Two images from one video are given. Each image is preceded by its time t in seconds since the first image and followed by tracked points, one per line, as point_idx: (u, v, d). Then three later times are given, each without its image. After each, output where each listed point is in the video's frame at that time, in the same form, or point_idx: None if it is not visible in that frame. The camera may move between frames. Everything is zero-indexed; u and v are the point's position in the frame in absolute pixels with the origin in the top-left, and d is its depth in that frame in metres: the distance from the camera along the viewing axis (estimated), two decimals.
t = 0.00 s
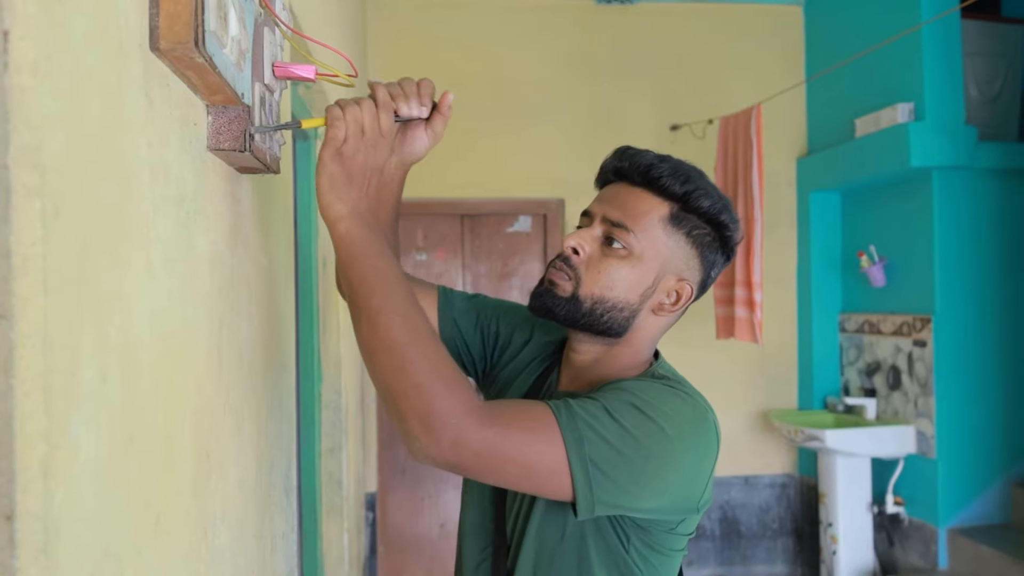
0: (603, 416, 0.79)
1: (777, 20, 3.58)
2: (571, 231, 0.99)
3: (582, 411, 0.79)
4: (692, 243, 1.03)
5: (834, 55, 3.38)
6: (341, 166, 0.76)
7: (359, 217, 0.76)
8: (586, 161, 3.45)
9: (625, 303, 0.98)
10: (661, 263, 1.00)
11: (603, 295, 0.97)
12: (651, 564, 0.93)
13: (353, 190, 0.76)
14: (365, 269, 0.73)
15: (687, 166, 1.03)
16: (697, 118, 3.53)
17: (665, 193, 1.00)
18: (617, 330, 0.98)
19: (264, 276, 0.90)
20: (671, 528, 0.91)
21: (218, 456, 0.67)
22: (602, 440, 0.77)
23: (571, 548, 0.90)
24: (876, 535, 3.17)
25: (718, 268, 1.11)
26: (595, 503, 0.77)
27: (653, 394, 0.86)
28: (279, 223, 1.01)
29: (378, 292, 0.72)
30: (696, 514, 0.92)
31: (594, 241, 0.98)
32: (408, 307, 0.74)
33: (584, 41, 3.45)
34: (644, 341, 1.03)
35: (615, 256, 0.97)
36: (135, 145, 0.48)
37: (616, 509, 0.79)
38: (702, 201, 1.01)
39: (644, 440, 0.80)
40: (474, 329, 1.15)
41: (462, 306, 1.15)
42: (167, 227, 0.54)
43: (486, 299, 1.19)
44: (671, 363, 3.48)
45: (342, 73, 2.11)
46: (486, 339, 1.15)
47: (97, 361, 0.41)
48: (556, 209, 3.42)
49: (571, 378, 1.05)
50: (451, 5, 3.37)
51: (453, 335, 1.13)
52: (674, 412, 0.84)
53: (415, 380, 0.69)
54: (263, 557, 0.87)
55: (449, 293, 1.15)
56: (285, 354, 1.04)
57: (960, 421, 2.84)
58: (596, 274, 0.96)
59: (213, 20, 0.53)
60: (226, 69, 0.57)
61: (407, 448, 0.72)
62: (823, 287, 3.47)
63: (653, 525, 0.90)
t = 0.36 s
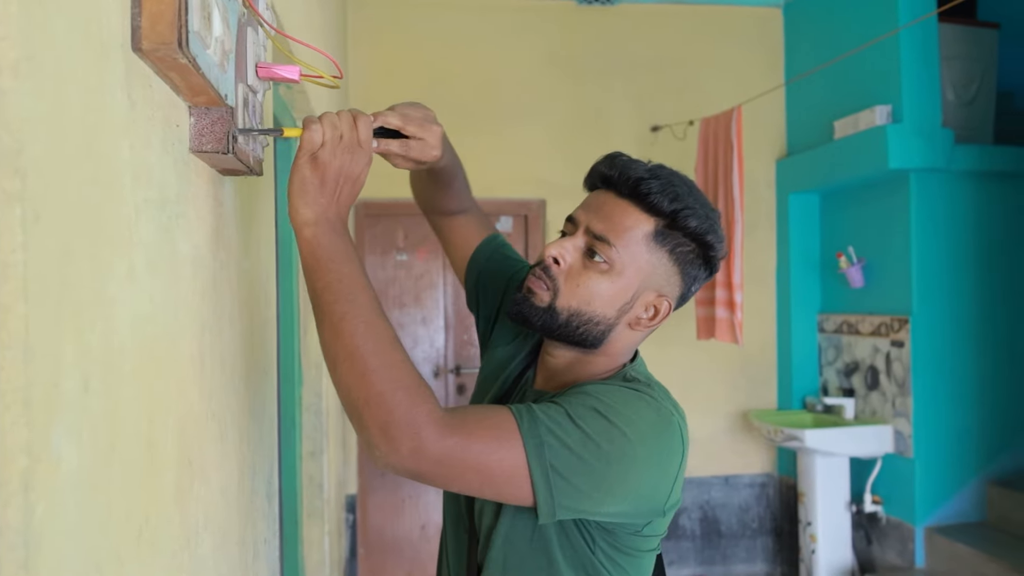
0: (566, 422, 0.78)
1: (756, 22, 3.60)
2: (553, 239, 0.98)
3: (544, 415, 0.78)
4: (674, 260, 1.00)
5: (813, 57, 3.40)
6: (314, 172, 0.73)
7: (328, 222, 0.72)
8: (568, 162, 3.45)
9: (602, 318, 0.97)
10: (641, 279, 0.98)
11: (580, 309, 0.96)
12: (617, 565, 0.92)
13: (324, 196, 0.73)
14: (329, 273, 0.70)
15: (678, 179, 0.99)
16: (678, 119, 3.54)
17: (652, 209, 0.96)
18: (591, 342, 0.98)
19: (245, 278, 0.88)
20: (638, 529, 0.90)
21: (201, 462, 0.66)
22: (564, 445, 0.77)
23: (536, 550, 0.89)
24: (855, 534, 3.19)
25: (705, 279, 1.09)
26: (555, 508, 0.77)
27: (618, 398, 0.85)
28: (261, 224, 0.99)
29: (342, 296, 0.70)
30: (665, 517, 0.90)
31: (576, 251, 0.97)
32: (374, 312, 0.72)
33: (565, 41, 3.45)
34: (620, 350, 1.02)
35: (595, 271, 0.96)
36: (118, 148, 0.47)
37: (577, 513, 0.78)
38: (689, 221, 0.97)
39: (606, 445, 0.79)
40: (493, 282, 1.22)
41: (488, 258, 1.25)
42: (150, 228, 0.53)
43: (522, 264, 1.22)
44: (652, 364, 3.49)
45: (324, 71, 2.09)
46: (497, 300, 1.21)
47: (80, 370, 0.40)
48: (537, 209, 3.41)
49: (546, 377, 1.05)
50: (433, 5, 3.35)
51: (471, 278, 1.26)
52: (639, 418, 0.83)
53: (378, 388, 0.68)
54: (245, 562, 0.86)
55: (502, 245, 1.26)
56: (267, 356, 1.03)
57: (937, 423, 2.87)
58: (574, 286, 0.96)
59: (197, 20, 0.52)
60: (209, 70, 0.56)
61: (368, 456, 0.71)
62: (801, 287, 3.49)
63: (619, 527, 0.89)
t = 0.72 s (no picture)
0: (568, 426, 0.77)
1: (737, 24, 3.62)
2: (557, 253, 0.97)
3: (547, 419, 0.77)
4: (680, 273, 1.00)
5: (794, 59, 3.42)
6: (312, 170, 0.71)
7: (329, 217, 0.71)
8: (550, 163, 3.44)
9: (607, 334, 0.97)
10: (645, 293, 0.98)
11: (583, 325, 0.96)
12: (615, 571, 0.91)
13: (324, 190, 0.72)
14: (330, 268, 0.69)
15: (687, 193, 0.97)
16: (660, 120, 3.54)
17: (658, 225, 0.95)
18: (595, 356, 0.98)
19: (235, 280, 0.86)
20: (637, 537, 0.89)
21: (193, 470, 0.64)
22: (565, 450, 0.76)
23: (534, 549, 0.88)
24: (835, 533, 3.21)
25: (712, 288, 1.08)
26: (555, 513, 0.76)
27: (622, 404, 0.84)
28: (249, 224, 0.97)
29: (343, 292, 0.68)
30: (664, 526, 0.89)
31: (579, 267, 0.96)
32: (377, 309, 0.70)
33: (547, 41, 3.44)
34: (624, 361, 1.02)
35: (599, 287, 0.96)
36: (114, 145, 0.45)
37: (576, 518, 0.77)
38: (695, 236, 0.96)
39: (608, 451, 0.78)
40: (506, 270, 1.23)
41: (507, 249, 1.25)
42: (144, 229, 0.51)
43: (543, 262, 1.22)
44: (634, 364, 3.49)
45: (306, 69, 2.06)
46: (509, 290, 1.21)
47: (78, 379, 0.38)
48: (519, 210, 3.40)
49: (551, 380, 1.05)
50: (414, 3, 3.32)
51: (485, 268, 1.26)
52: (642, 424, 0.82)
53: (379, 384, 0.67)
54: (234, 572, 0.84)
55: (520, 236, 1.26)
56: (255, 359, 1.00)
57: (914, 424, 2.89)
58: (578, 303, 0.96)
59: (194, 15, 0.50)
60: (205, 67, 0.55)
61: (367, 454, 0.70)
62: (783, 288, 3.51)
63: (618, 533, 0.88)
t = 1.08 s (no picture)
0: (606, 454, 0.75)
1: (735, 22, 3.60)
2: (577, 246, 0.96)
3: (583, 450, 0.74)
4: (702, 257, 0.99)
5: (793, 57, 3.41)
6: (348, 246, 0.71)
7: (356, 291, 0.72)
8: (549, 161, 3.42)
9: (633, 324, 0.96)
10: (669, 280, 0.97)
11: (610, 316, 0.96)
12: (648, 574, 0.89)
13: (360, 267, 0.72)
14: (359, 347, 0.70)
15: (703, 176, 0.97)
16: (658, 117, 3.53)
17: (676, 210, 0.95)
18: (622, 347, 0.97)
19: (240, 273, 0.84)
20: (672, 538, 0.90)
21: (199, 469, 0.62)
22: (608, 479, 0.74)
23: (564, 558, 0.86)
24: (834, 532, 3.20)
25: (731, 273, 1.07)
26: (608, 545, 0.74)
27: (652, 418, 0.82)
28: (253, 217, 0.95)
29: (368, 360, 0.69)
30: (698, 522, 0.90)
31: (601, 258, 0.96)
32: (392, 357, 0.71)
33: (545, 38, 3.42)
34: (651, 352, 1.01)
35: (623, 276, 0.95)
36: (122, 127, 0.43)
37: (628, 544, 0.76)
38: (715, 218, 0.96)
39: (650, 471, 0.77)
40: (499, 295, 1.21)
41: (495, 272, 1.22)
42: (152, 218, 0.49)
43: (530, 275, 1.22)
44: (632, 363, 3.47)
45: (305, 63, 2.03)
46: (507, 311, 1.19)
47: (88, 369, 0.36)
48: (517, 208, 3.38)
49: (573, 377, 1.02)
50: None
51: (474, 297, 1.22)
52: (677, 436, 0.81)
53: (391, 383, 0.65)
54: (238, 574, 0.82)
55: (490, 258, 1.24)
56: (258, 355, 0.98)
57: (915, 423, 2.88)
58: (602, 294, 0.95)
59: None
60: (215, 48, 0.53)
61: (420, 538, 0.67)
62: (782, 287, 3.51)
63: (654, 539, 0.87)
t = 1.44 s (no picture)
0: (676, 523, 0.74)
1: (733, 21, 3.59)
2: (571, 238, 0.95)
3: (655, 527, 0.72)
4: (696, 241, 0.98)
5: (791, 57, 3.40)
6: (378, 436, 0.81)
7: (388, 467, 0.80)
8: (546, 160, 3.40)
9: (633, 311, 0.95)
10: (665, 266, 0.96)
11: (609, 304, 0.94)
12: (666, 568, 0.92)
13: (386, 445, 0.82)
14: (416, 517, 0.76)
15: (689, 160, 0.97)
16: (657, 117, 3.51)
17: (666, 193, 0.94)
18: (624, 338, 0.96)
19: (231, 272, 0.83)
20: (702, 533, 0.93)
21: (187, 475, 0.60)
22: (685, 546, 0.73)
23: None
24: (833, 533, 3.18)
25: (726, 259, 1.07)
26: None
27: (704, 456, 0.79)
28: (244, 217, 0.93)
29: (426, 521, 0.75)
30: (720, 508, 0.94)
31: (596, 246, 0.94)
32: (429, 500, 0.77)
33: (543, 38, 3.40)
34: (653, 345, 1.00)
35: (619, 263, 0.94)
36: (102, 121, 0.42)
37: None
38: (706, 199, 0.95)
39: (715, 520, 0.76)
40: (472, 319, 1.12)
41: (461, 293, 1.13)
42: (136, 216, 0.47)
43: (493, 290, 1.16)
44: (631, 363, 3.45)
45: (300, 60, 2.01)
46: (485, 333, 1.12)
47: (62, 370, 0.35)
48: (514, 207, 3.35)
49: (576, 386, 0.99)
50: None
51: (448, 326, 1.11)
52: (730, 470, 0.80)
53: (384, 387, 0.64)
54: None
55: (450, 280, 1.14)
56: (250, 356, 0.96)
57: (915, 423, 2.87)
58: (601, 283, 0.94)
59: None
60: (201, 39, 0.51)
61: None
62: (782, 287, 3.49)
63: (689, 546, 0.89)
